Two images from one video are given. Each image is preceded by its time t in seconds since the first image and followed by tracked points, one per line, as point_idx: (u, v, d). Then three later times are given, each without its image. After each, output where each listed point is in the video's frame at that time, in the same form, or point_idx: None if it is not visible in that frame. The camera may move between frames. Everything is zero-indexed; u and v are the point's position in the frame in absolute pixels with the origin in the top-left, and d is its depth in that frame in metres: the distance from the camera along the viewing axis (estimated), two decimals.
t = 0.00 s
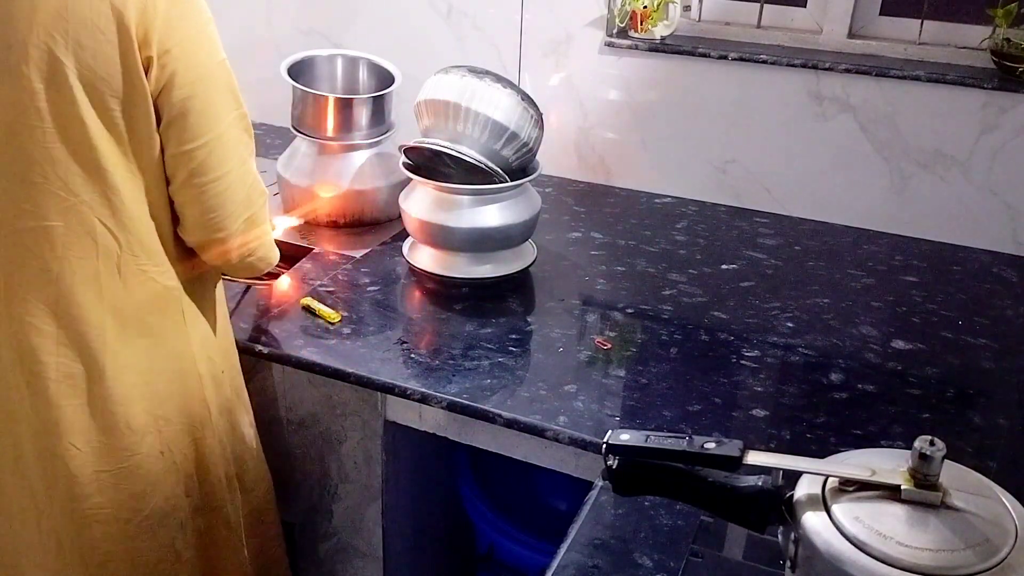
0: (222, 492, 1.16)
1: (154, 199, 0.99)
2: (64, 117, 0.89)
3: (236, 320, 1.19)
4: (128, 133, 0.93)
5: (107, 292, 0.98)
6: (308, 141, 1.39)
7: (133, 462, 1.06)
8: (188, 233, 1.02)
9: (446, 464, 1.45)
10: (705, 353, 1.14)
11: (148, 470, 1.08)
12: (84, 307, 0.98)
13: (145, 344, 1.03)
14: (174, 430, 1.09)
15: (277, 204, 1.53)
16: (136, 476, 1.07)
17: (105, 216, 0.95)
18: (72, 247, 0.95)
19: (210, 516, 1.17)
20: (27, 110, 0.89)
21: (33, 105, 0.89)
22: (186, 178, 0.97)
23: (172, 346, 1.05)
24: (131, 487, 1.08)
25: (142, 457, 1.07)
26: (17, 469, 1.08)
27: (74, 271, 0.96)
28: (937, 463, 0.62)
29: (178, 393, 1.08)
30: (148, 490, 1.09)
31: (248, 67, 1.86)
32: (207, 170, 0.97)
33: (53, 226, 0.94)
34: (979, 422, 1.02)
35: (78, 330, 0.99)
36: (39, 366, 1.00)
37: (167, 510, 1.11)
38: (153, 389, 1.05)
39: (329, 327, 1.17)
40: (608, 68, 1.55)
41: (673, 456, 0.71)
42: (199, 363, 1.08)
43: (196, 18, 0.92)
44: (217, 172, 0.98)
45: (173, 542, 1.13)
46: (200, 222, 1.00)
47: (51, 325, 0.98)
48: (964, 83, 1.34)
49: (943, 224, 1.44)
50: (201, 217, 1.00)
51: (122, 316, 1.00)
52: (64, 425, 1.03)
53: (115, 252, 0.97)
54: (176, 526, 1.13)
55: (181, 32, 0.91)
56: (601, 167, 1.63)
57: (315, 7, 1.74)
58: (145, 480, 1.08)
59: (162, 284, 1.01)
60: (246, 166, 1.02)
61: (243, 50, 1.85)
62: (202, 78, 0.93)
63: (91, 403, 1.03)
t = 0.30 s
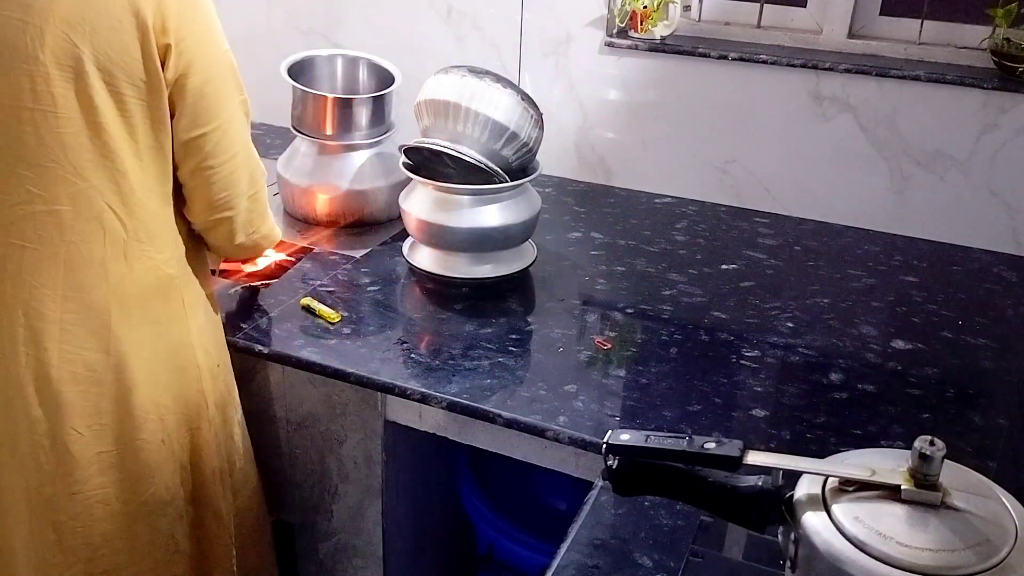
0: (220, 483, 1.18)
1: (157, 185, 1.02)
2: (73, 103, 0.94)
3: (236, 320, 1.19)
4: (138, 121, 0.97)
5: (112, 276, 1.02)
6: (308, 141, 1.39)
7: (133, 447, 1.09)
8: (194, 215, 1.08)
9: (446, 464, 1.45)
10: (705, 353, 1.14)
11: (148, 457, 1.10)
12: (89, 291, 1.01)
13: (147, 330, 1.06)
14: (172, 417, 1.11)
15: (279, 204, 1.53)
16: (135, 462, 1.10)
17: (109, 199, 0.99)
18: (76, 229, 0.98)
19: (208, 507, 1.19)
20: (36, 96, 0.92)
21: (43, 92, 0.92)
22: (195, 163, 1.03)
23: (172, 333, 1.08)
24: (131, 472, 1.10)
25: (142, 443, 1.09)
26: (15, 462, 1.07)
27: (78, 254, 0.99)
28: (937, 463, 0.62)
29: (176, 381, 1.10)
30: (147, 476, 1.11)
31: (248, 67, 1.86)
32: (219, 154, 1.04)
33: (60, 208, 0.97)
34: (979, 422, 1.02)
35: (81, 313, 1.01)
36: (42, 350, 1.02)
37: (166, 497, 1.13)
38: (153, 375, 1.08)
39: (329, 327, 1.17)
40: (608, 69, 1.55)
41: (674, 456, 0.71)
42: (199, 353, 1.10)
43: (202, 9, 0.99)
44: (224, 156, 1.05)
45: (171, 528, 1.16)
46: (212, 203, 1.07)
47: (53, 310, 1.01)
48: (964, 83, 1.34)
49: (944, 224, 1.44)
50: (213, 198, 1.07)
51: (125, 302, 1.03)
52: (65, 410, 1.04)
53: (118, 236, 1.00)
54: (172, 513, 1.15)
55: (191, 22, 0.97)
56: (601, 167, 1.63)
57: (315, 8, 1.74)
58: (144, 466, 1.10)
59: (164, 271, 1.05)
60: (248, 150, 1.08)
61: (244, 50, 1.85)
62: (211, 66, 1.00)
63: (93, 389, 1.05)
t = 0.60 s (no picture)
0: (215, 475, 1.18)
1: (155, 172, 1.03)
2: (78, 92, 0.94)
3: (236, 320, 1.19)
4: (141, 113, 0.99)
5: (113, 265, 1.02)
6: (308, 141, 1.39)
7: (128, 436, 1.09)
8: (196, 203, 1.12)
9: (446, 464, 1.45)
10: (705, 353, 1.14)
11: (143, 446, 1.10)
12: (86, 279, 1.01)
13: (144, 318, 1.06)
14: (167, 406, 1.12)
15: (279, 203, 1.53)
16: (131, 451, 1.10)
17: (113, 189, 1.00)
18: (76, 216, 0.99)
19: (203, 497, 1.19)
20: (43, 84, 0.93)
21: (47, 80, 0.93)
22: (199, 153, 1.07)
23: (170, 323, 1.08)
24: (126, 461, 1.10)
25: (138, 431, 1.09)
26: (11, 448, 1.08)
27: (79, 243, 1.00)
28: (937, 463, 0.62)
29: (173, 372, 1.10)
30: (143, 465, 1.11)
31: (248, 67, 1.86)
32: (221, 144, 1.07)
33: (62, 195, 0.98)
34: (979, 422, 1.02)
35: (78, 301, 1.02)
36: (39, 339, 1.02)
37: (161, 486, 1.14)
38: (151, 365, 1.08)
39: (329, 327, 1.17)
40: (608, 68, 1.55)
41: (674, 455, 0.71)
42: (194, 342, 1.11)
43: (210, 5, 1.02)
44: (227, 147, 1.08)
45: (166, 518, 1.16)
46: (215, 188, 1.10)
47: (51, 299, 1.01)
48: (964, 83, 1.34)
49: (943, 224, 1.44)
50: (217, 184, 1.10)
51: (123, 290, 1.04)
52: (61, 398, 1.05)
53: (117, 224, 1.01)
54: (168, 504, 1.15)
55: (195, 19, 0.99)
56: (601, 167, 1.63)
57: (315, 8, 1.74)
58: (140, 454, 1.11)
59: (161, 258, 1.06)
60: (251, 140, 1.12)
61: (244, 51, 1.85)
62: (218, 60, 1.03)
63: (89, 377, 1.05)
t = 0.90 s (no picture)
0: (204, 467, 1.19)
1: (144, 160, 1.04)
2: (82, 85, 0.95)
3: (236, 320, 1.18)
4: (141, 108, 1.00)
5: (102, 256, 1.02)
6: (308, 141, 1.40)
7: (118, 425, 1.09)
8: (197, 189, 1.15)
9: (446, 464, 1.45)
10: (705, 353, 1.14)
11: (132, 435, 1.11)
12: (77, 268, 1.01)
13: (135, 308, 1.07)
14: (156, 397, 1.12)
15: (279, 203, 1.54)
16: (120, 440, 1.10)
17: (105, 180, 1.00)
18: (74, 205, 0.99)
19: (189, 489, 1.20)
20: (47, 74, 0.93)
21: (56, 71, 0.93)
22: (199, 146, 1.09)
23: (160, 315, 1.09)
24: (115, 451, 1.11)
25: (127, 420, 1.10)
26: None
27: (68, 233, 1.00)
28: (937, 463, 0.62)
29: (163, 363, 1.11)
30: (131, 454, 1.12)
31: (248, 67, 1.86)
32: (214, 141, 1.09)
33: (60, 183, 0.97)
34: (979, 422, 1.03)
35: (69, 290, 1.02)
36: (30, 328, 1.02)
37: (149, 475, 1.14)
38: (141, 356, 1.09)
39: (329, 328, 1.17)
40: (608, 68, 1.55)
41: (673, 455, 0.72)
42: (181, 333, 1.13)
43: None
44: (230, 138, 1.11)
45: (153, 509, 1.16)
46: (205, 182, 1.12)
47: (38, 288, 1.01)
48: (964, 83, 1.34)
49: (943, 224, 1.44)
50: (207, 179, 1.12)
51: (116, 280, 1.04)
52: (50, 386, 1.05)
53: (112, 213, 1.02)
54: (156, 494, 1.15)
55: (204, 29, 1.01)
56: (601, 167, 1.64)
57: (315, 8, 1.74)
58: (129, 444, 1.11)
59: (152, 249, 1.07)
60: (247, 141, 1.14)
61: (244, 51, 1.85)
62: (221, 55, 1.04)
63: (79, 367, 1.05)
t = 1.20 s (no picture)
0: (187, 467, 1.19)
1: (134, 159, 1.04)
2: (81, 84, 0.96)
3: (236, 320, 1.18)
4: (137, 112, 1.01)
5: (84, 253, 1.01)
6: (308, 141, 1.40)
7: (99, 421, 1.09)
8: (193, 194, 1.17)
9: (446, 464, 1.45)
10: (705, 353, 1.14)
11: (113, 432, 1.10)
12: (62, 262, 1.01)
13: (120, 305, 1.06)
14: (140, 396, 1.12)
15: (280, 203, 1.54)
16: (102, 437, 1.10)
17: (94, 176, 1.00)
18: (64, 199, 0.99)
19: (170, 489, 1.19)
20: (49, 72, 0.95)
21: (60, 69, 0.95)
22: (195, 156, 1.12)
23: (145, 313, 1.09)
24: (95, 447, 1.10)
25: (108, 417, 1.09)
26: None
27: (53, 227, 0.99)
28: (937, 463, 0.62)
29: (148, 362, 1.11)
30: (111, 451, 1.11)
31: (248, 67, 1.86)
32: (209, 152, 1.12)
33: (52, 176, 0.97)
34: (979, 422, 1.03)
35: (53, 283, 1.01)
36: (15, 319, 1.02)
37: (128, 473, 1.13)
38: (127, 354, 1.08)
39: (329, 328, 1.17)
40: (608, 68, 1.55)
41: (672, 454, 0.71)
42: (166, 333, 1.12)
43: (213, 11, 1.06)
44: (225, 150, 1.13)
45: (132, 506, 1.15)
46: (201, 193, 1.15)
47: (20, 279, 1.00)
48: (964, 83, 1.34)
49: (943, 224, 1.44)
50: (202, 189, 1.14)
51: (102, 276, 1.04)
52: (32, 378, 1.04)
53: (101, 209, 1.01)
54: (137, 492, 1.15)
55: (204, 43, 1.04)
56: (601, 167, 1.63)
57: (315, 8, 1.74)
58: (110, 440, 1.11)
59: (139, 248, 1.07)
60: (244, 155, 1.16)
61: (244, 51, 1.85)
62: (220, 62, 1.07)
63: (63, 360, 1.05)
